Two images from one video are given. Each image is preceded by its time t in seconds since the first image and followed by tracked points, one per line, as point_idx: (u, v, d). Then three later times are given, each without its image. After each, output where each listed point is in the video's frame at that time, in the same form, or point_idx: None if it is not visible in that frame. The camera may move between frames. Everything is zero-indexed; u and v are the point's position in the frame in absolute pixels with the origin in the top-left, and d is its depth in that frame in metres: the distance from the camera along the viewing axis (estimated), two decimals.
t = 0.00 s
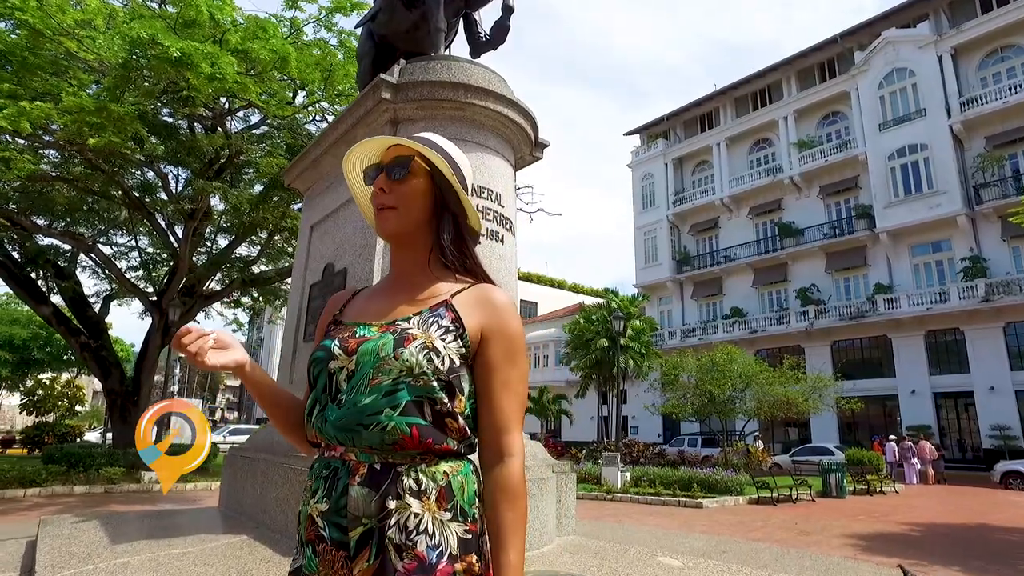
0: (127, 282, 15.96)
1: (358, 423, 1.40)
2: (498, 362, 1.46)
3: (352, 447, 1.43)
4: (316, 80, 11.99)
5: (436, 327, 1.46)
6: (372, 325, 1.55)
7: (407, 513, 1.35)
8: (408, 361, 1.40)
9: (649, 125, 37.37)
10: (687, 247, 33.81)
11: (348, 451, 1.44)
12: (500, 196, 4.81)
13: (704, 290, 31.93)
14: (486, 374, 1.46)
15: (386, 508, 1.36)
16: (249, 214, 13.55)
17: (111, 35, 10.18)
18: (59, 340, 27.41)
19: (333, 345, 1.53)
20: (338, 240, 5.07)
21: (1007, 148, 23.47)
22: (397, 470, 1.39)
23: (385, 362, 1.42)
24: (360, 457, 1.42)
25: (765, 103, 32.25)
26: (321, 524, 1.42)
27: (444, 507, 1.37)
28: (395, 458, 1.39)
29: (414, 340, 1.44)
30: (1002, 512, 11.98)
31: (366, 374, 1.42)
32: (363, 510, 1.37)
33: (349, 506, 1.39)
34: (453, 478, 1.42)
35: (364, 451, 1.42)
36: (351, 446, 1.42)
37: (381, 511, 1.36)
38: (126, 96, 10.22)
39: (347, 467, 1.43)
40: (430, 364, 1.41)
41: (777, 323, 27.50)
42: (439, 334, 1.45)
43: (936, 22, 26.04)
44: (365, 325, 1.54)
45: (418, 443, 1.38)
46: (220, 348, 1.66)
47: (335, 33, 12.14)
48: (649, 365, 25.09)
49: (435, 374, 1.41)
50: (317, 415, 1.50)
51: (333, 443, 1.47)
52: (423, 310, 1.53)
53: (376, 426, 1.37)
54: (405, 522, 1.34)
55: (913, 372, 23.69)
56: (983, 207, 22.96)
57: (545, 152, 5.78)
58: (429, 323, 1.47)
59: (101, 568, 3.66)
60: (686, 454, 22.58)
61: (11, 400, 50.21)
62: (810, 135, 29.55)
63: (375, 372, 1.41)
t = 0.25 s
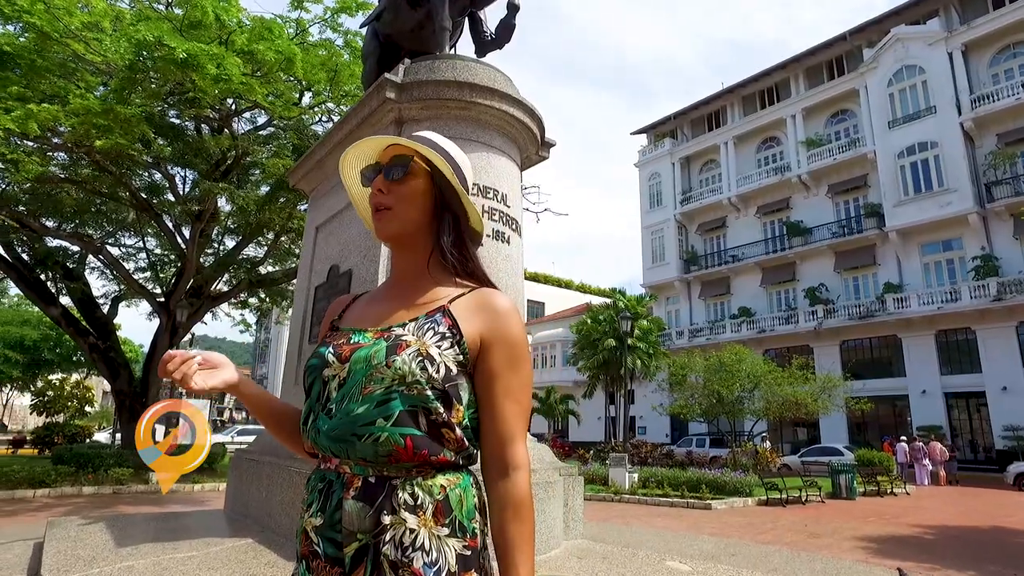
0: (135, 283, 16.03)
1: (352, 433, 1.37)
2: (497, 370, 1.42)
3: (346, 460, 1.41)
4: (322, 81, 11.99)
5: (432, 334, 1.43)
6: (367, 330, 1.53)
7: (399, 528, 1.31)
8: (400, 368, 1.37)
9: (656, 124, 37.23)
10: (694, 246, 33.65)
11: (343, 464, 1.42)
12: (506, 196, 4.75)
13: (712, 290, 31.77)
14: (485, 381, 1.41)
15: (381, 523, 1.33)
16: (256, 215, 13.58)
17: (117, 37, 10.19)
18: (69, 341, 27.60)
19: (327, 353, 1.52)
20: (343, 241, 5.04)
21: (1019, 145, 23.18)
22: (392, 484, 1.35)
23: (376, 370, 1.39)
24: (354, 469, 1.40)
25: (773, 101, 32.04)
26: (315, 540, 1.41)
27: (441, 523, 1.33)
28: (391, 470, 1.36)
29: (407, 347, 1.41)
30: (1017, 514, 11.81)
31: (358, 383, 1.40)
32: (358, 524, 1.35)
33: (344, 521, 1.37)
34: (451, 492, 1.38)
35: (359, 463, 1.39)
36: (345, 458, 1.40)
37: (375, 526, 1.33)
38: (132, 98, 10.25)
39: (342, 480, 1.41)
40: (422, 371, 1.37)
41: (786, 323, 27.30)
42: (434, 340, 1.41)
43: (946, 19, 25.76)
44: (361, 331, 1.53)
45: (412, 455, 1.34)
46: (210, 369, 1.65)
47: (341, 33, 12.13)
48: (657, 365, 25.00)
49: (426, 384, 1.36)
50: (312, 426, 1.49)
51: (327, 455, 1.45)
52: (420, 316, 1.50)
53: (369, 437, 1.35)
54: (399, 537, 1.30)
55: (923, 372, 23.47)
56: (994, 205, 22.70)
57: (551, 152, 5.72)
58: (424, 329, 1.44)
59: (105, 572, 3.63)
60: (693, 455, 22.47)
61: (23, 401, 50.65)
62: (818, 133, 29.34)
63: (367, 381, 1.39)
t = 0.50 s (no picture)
0: (143, 285, 16.10)
1: (367, 446, 1.43)
2: (509, 379, 1.52)
3: (358, 475, 1.46)
4: (328, 82, 12.00)
5: (448, 342, 1.51)
6: (378, 339, 1.59)
7: (415, 545, 1.39)
8: (420, 377, 1.44)
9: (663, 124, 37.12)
10: (702, 246, 33.52)
11: (356, 479, 1.47)
12: (513, 198, 4.72)
13: (719, 290, 31.62)
14: (499, 390, 1.51)
15: (396, 540, 1.39)
16: (263, 217, 13.58)
17: (124, 40, 10.22)
18: (78, 343, 27.77)
19: (336, 363, 1.56)
20: (348, 244, 5.02)
21: None
22: (407, 499, 1.43)
23: (396, 379, 1.45)
24: (367, 484, 1.46)
25: (780, 100, 31.87)
26: (323, 559, 1.45)
27: (457, 540, 1.43)
28: (405, 485, 1.43)
29: (426, 357, 1.48)
30: None
31: (374, 396, 1.46)
32: (370, 543, 1.40)
33: (356, 540, 1.42)
34: (465, 507, 1.47)
35: (371, 479, 1.45)
36: (358, 473, 1.46)
37: (389, 544, 1.40)
38: (139, 100, 10.29)
39: (353, 497, 1.46)
40: (445, 381, 1.45)
41: (794, 323, 27.14)
42: (451, 350, 1.50)
43: (956, 16, 25.53)
44: (370, 340, 1.58)
45: (429, 466, 1.42)
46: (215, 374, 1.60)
47: (347, 35, 12.12)
48: (665, 366, 24.88)
49: (449, 393, 1.45)
50: (321, 439, 1.53)
51: (338, 469, 1.50)
52: (433, 325, 1.58)
53: (387, 448, 1.41)
54: (415, 553, 1.38)
55: (934, 372, 23.26)
56: (1006, 204, 22.48)
57: (558, 153, 5.68)
58: (440, 338, 1.52)
59: None
60: (701, 456, 22.32)
61: (33, 402, 51.07)
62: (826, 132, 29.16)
63: (386, 392, 1.45)
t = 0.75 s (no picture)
0: (153, 287, 16.20)
1: (379, 460, 1.40)
2: (520, 391, 1.54)
3: (369, 490, 1.43)
4: (335, 84, 12.02)
5: (459, 352, 1.50)
6: (386, 347, 1.55)
7: (431, 562, 1.38)
8: (436, 388, 1.43)
9: (671, 123, 36.97)
10: (711, 246, 33.35)
11: (367, 495, 1.44)
12: (521, 199, 4.68)
13: (728, 290, 31.43)
14: (510, 400, 1.52)
15: (410, 557, 1.37)
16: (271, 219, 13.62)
17: (132, 43, 10.26)
18: (89, 344, 28.00)
19: (344, 373, 1.51)
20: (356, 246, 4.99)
21: None
22: (421, 514, 1.41)
23: (410, 389, 1.43)
24: (377, 500, 1.43)
25: (789, 99, 31.64)
26: None
27: (472, 554, 1.43)
28: (417, 500, 1.41)
29: (441, 366, 1.46)
30: None
31: (388, 405, 1.42)
32: (383, 561, 1.38)
33: (368, 557, 1.39)
34: (479, 521, 1.47)
35: (383, 493, 1.42)
36: (368, 488, 1.43)
37: (403, 560, 1.38)
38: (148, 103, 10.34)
39: (363, 513, 1.43)
40: (461, 392, 1.45)
41: (804, 323, 26.94)
42: (464, 359, 1.49)
43: (968, 12, 25.23)
44: (378, 349, 1.54)
45: (443, 479, 1.41)
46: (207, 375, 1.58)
47: (354, 36, 12.13)
48: (674, 366, 24.78)
49: (464, 406, 1.44)
50: (328, 452, 1.49)
51: (347, 484, 1.46)
52: (443, 334, 1.56)
53: (401, 460, 1.39)
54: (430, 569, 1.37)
55: (946, 372, 23.00)
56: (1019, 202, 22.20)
57: (566, 154, 5.63)
58: (451, 347, 1.51)
59: None
60: (711, 456, 22.19)
61: (46, 403, 51.67)
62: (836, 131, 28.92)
63: (399, 403, 1.42)
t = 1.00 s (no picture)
0: (163, 288, 16.30)
1: (381, 469, 1.38)
2: (526, 398, 1.52)
3: (373, 500, 1.41)
4: (343, 85, 12.04)
5: (462, 357, 1.48)
6: (387, 355, 1.53)
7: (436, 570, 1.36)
8: (438, 395, 1.41)
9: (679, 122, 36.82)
10: (720, 246, 33.18)
11: (371, 507, 1.42)
12: (529, 200, 4.65)
13: (738, 289, 31.26)
14: (515, 411, 1.51)
15: (415, 566, 1.35)
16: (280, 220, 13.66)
17: (141, 46, 10.31)
18: (101, 345, 28.21)
19: (345, 382, 1.50)
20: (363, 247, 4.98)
21: None
22: (425, 523, 1.39)
23: (411, 397, 1.40)
24: (381, 509, 1.41)
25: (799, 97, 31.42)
26: None
27: (479, 564, 1.40)
28: (421, 508, 1.39)
29: (442, 372, 1.44)
30: None
31: (390, 413, 1.40)
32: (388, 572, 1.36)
33: (373, 567, 1.37)
34: (485, 529, 1.44)
35: (387, 503, 1.40)
36: (372, 497, 1.41)
37: (408, 570, 1.35)
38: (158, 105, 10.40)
39: (367, 523, 1.41)
40: (464, 402, 1.42)
41: (815, 323, 26.74)
42: (466, 366, 1.47)
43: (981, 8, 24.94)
44: (379, 356, 1.52)
45: (446, 487, 1.38)
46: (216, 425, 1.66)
47: (361, 37, 12.14)
48: (683, 366, 24.67)
49: (469, 417, 1.43)
50: (332, 461, 1.47)
51: (350, 493, 1.44)
52: (446, 339, 1.53)
53: (403, 468, 1.37)
54: None
55: (959, 372, 22.75)
56: None
57: (574, 154, 5.60)
58: (454, 353, 1.48)
59: None
60: (721, 457, 22.05)
61: (59, 403, 52.24)
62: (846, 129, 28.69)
63: (401, 409, 1.40)
